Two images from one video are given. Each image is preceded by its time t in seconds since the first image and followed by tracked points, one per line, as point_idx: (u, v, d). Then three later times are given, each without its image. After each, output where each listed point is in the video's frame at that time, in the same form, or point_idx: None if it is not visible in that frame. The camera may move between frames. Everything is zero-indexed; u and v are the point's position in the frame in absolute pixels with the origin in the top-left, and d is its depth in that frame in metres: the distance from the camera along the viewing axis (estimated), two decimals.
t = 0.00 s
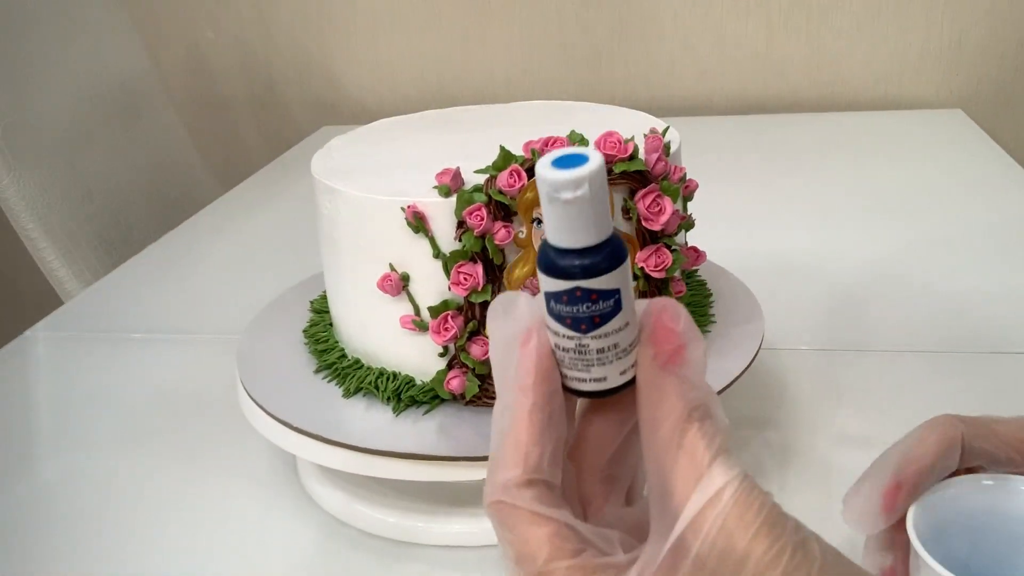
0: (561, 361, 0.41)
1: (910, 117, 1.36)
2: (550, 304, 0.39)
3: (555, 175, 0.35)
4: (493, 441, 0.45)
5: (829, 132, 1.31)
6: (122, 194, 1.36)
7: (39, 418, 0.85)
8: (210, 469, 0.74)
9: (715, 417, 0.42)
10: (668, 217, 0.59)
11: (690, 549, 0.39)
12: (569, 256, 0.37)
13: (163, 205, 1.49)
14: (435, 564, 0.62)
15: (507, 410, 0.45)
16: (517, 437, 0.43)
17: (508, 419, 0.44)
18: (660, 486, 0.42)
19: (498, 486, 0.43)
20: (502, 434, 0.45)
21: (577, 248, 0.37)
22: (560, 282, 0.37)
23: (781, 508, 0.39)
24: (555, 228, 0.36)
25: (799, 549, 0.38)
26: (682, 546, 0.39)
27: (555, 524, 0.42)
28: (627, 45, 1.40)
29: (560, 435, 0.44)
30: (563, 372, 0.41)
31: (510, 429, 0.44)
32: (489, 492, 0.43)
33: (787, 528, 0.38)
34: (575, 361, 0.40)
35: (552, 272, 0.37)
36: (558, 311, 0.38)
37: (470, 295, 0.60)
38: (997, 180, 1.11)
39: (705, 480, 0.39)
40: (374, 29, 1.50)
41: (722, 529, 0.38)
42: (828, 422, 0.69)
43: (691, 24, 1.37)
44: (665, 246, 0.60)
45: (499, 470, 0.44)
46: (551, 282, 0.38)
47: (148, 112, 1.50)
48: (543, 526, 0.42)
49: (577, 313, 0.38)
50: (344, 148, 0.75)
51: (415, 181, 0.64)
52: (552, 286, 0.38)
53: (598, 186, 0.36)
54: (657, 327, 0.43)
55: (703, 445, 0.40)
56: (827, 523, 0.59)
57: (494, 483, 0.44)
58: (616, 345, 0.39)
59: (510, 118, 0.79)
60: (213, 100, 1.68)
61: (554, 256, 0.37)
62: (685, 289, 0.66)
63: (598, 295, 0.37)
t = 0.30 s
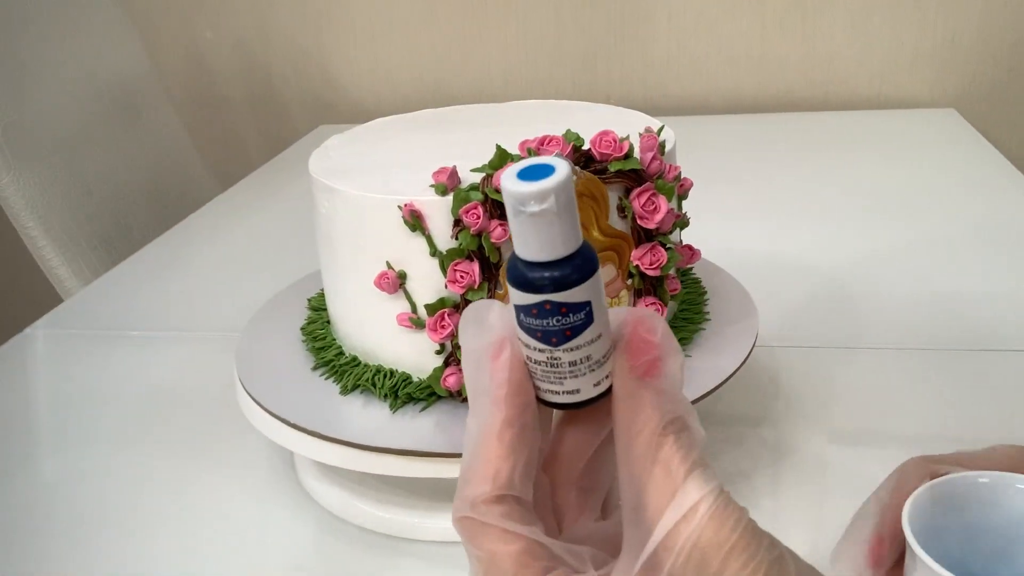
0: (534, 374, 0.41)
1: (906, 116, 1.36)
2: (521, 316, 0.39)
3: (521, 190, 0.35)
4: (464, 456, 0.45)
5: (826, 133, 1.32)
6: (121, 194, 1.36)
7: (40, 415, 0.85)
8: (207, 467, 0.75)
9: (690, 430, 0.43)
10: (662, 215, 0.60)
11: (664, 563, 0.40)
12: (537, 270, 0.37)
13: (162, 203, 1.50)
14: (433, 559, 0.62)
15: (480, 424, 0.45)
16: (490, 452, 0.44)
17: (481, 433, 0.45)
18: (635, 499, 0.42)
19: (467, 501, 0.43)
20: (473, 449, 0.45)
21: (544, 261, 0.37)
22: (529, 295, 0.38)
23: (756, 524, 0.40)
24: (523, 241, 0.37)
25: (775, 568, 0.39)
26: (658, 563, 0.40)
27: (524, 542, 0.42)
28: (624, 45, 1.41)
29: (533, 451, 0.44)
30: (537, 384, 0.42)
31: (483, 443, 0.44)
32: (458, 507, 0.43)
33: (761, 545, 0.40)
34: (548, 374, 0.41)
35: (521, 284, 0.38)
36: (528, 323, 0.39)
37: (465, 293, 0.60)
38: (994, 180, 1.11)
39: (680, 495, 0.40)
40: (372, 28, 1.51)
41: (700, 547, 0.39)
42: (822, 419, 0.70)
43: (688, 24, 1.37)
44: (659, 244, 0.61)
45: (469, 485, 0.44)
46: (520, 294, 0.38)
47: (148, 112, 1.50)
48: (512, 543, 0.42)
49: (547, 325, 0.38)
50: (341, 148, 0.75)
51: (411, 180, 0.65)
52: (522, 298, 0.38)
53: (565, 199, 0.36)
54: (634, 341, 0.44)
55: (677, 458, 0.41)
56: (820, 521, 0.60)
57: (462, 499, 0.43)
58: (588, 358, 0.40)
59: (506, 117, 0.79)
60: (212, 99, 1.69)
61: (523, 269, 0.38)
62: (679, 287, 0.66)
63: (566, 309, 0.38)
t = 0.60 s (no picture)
0: (530, 391, 0.41)
1: (906, 116, 1.36)
2: (516, 332, 0.39)
3: (510, 200, 0.35)
4: (458, 477, 0.45)
5: (826, 132, 1.32)
6: (121, 194, 1.36)
7: (40, 415, 0.85)
8: (207, 467, 0.75)
9: (678, 441, 0.44)
10: (662, 214, 0.60)
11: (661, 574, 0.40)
12: (529, 281, 0.37)
13: (161, 203, 1.50)
14: (433, 558, 0.62)
15: (475, 443, 0.45)
16: (486, 472, 0.43)
17: (476, 453, 0.44)
18: (628, 509, 0.43)
19: (462, 522, 0.43)
20: (468, 470, 0.45)
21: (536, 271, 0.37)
22: (523, 307, 0.37)
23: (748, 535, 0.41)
24: (513, 253, 0.37)
25: None
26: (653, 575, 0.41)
27: (520, 563, 0.41)
28: (624, 44, 1.41)
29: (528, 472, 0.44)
30: (533, 402, 0.41)
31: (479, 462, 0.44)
32: (453, 529, 0.43)
33: (754, 553, 0.40)
34: (546, 390, 0.40)
35: (513, 297, 0.37)
36: (524, 338, 0.39)
37: (465, 292, 0.60)
38: (993, 180, 1.11)
39: (673, 506, 0.41)
40: (371, 28, 1.51)
41: (694, 556, 0.40)
42: (821, 419, 0.70)
43: (688, 24, 1.37)
44: (659, 244, 0.61)
45: (464, 505, 0.44)
46: (513, 306, 0.38)
47: (147, 112, 1.50)
48: (506, 563, 0.41)
49: (544, 337, 0.38)
50: (341, 148, 0.75)
51: (411, 180, 0.65)
52: (516, 312, 0.38)
53: (553, 208, 0.36)
54: (619, 351, 0.44)
55: (669, 469, 0.42)
56: (819, 521, 0.60)
57: (457, 520, 0.43)
58: (585, 369, 0.40)
59: (505, 117, 0.79)
60: (212, 98, 1.69)
61: (515, 280, 0.38)
62: (679, 287, 0.66)
63: (562, 318, 0.38)
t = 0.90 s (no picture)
0: (545, 381, 0.40)
1: (906, 116, 1.36)
2: (529, 317, 0.38)
3: (515, 171, 0.37)
4: (459, 470, 0.45)
5: (826, 132, 1.32)
6: (121, 194, 1.36)
7: (39, 416, 0.85)
8: (206, 467, 0.75)
9: (683, 428, 0.44)
10: (662, 214, 0.60)
11: (671, 562, 0.41)
12: (530, 261, 0.37)
13: (161, 203, 1.50)
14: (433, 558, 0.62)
15: (480, 437, 0.45)
16: (491, 469, 0.43)
17: (481, 448, 0.44)
18: (635, 498, 0.43)
19: (464, 518, 0.43)
20: (471, 464, 0.44)
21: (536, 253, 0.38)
22: (530, 283, 0.37)
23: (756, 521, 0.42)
24: (516, 230, 0.37)
25: (778, 560, 0.40)
26: (664, 563, 0.41)
27: (522, 558, 0.42)
28: (624, 45, 1.41)
29: (535, 470, 0.44)
30: (549, 391, 0.40)
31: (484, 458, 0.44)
32: (453, 524, 0.43)
33: (763, 539, 0.41)
34: (566, 373, 0.39)
35: (515, 276, 0.37)
36: (541, 318, 0.38)
37: (465, 292, 0.60)
38: (993, 180, 1.12)
39: (681, 493, 0.41)
40: (371, 28, 1.51)
41: (704, 542, 0.40)
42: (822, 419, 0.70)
43: (688, 24, 1.37)
44: (659, 243, 0.61)
45: (466, 500, 0.44)
46: (513, 288, 0.38)
47: (147, 112, 1.50)
48: (509, 559, 0.42)
49: (561, 312, 0.38)
50: (341, 148, 0.75)
51: (411, 180, 0.65)
52: (528, 290, 0.37)
53: (552, 193, 0.38)
54: (624, 339, 0.44)
55: (676, 456, 0.43)
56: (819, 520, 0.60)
57: (459, 515, 0.43)
58: (601, 346, 0.40)
59: (505, 117, 0.79)
60: (212, 98, 1.69)
61: (514, 263, 0.38)
62: (679, 287, 0.66)
63: (576, 290, 0.38)
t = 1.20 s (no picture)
0: (548, 376, 0.39)
1: (907, 117, 1.36)
2: (535, 309, 0.38)
3: (531, 158, 0.37)
4: (449, 471, 0.44)
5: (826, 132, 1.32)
6: (120, 194, 1.36)
7: (38, 415, 0.85)
8: (206, 467, 0.75)
9: (679, 424, 0.44)
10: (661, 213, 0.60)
11: (670, 559, 0.41)
12: (528, 254, 0.37)
13: (161, 203, 1.50)
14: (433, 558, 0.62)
15: (472, 438, 0.44)
16: (484, 471, 0.42)
17: (474, 448, 0.43)
18: (633, 494, 0.43)
19: (455, 521, 0.42)
20: (462, 465, 0.43)
21: (535, 246, 0.38)
22: (531, 276, 0.37)
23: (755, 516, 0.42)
24: (526, 217, 0.37)
25: (779, 556, 0.40)
26: (662, 560, 0.41)
27: (515, 560, 0.42)
28: (624, 45, 1.41)
29: (529, 470, 0.43)
30: (551, 386, 0.40)
31: (476, 459, 0.43)
32: (443, 527, 0.42)
33: (763, 534, 0.41)
34: (569, 368, 0.39)
35: (513, 268, 0.37)
36: (548, 310, 0.38)
37: (466, 292, 0.61)
38: (993, 180, 1.12)
39: (679, 488, 0.41)
40: (371, 28, 1.51)
41: (704, 538, 0.40)
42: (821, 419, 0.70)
43: (688, 24, 1.37)
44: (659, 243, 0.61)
45: (457, 502, 0.43)
46: (521, 277, 0.37)
47: (147, 112, 1.50)
48: (502, 561, 0.42)
49: (568, 305, 0.38)
50: (340, 148, 0.75)
51: (412, 180, 0.65)
52: (534, 281, 0.37)
53: (555, 188, 0.37)
54: (613, 337, 0.44)
55: (672, 452, 0.42)
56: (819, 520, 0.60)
57: (449, 518, 0.42)
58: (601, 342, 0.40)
59: (505, 117, 0.79)
60: (212, 99, 1.69)
61: (513, 254, 0.38)
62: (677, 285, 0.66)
63: (582, 282, 0.38)
